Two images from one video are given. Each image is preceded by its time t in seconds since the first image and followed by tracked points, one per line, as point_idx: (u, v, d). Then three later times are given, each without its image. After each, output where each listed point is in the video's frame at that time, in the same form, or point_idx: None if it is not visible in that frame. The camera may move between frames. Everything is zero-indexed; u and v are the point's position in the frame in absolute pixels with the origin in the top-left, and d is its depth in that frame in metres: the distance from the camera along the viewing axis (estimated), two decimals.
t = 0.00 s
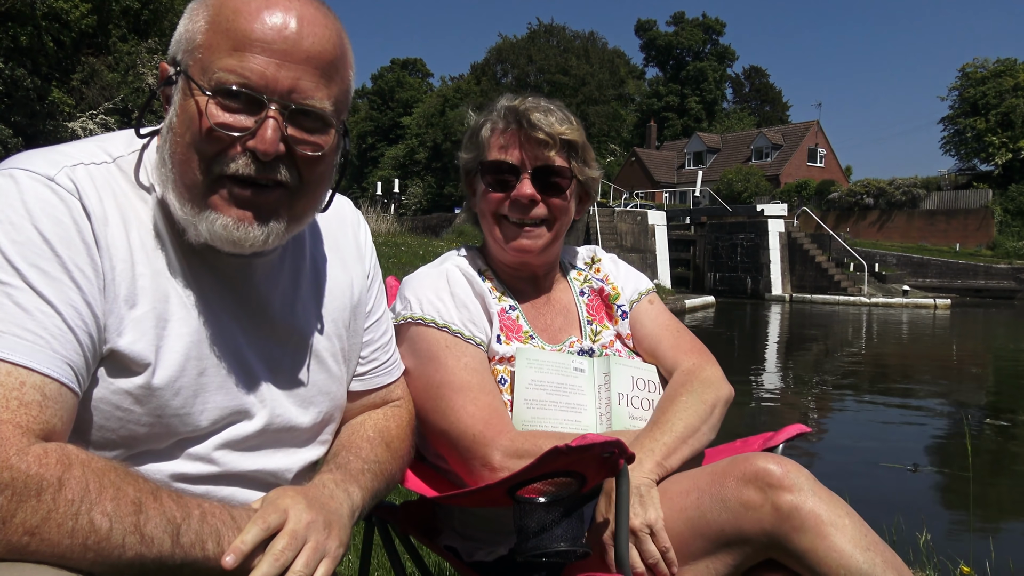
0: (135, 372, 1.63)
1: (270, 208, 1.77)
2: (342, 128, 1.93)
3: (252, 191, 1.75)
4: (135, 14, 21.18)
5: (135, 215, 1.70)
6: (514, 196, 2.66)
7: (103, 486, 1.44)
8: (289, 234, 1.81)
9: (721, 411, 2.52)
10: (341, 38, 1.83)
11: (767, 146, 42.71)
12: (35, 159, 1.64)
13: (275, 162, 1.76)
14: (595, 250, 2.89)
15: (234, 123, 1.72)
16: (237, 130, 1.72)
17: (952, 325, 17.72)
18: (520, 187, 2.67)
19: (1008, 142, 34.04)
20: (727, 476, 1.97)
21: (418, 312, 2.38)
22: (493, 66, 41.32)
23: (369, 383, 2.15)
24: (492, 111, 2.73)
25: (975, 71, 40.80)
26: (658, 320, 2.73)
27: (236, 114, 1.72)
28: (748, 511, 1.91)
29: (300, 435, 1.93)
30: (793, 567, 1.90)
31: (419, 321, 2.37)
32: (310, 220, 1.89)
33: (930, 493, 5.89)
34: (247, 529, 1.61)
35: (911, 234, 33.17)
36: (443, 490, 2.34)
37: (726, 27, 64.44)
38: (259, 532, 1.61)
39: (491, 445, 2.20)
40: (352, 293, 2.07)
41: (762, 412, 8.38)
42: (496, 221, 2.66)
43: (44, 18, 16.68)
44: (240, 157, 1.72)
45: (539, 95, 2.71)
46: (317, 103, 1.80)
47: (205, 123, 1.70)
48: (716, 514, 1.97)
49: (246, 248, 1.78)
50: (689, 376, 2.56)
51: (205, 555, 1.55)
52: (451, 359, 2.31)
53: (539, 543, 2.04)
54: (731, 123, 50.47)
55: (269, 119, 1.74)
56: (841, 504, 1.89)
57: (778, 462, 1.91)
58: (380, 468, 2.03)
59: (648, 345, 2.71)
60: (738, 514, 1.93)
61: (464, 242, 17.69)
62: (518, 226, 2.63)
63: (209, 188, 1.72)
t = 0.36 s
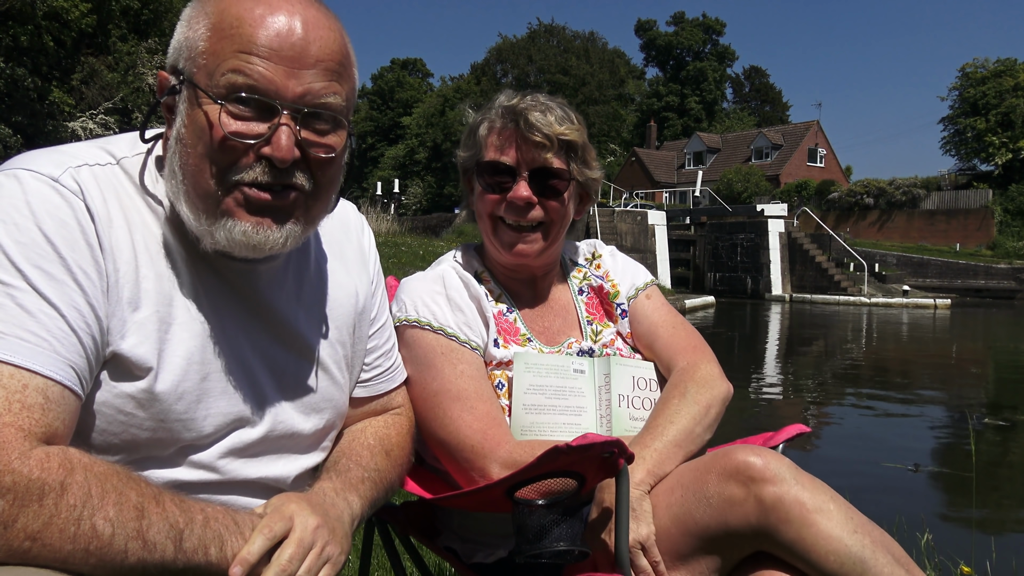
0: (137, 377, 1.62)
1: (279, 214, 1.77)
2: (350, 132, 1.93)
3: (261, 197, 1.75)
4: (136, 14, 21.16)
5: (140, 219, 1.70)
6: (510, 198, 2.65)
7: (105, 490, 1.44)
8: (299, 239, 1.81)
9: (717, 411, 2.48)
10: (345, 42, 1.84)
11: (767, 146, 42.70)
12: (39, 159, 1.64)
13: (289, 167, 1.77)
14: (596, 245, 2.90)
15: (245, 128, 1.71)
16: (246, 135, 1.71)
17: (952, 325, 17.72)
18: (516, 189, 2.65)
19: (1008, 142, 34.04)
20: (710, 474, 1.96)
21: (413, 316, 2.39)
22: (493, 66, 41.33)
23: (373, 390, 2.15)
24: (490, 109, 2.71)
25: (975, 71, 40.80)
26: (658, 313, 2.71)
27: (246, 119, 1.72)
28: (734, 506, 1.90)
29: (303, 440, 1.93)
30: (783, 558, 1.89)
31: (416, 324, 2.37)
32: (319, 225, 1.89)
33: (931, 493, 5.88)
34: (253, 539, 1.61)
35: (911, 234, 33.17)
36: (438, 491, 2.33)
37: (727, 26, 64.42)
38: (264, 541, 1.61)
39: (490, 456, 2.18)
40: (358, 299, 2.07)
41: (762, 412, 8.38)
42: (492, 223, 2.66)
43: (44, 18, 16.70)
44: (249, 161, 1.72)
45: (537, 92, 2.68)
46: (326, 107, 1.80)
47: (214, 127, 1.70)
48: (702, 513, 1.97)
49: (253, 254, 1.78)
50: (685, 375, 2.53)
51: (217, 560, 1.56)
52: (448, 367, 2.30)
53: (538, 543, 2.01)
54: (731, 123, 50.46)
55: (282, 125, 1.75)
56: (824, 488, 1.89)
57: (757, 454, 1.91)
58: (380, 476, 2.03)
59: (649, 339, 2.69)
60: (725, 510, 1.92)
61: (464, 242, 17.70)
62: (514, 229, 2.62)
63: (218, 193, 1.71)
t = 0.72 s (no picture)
0: (140, 378, 1.61)
1: (282, 213, 1.76)
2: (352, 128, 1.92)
3: (263, 194, 1.74)
4: (135, 14, 21.14)
5: (143, 219, 1.69)
6: (513, 202, 2.63)
7: (110, 494, 1.44)
8: (303, 237, 1.80)
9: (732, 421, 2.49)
10: (348, 37, 1.83)
11: (767, 146, 42.70)
12: (42, 159, 1.63)
13: (293, 163, 1.77)
14: (599, 244, 2.91)
15: (249, 124, 1.71)
16: (249, 131, 1.71)
17: (952, 325, 17.72)
18: (519, 193, 2.64)
19: (1009, 142, 34.04)
20: (726, 488, 1.96)
21: (410, 314, 2.37)
22: (493, 66, 41.31)
23: (375, 390, 2.15)
24: (490, 110, 2.68)
25: (975, 71, 40.80)
26: (662, 322, 2.74)
27: (249, 114, 1.71)
28: (748, 522, 1.90)
29: (306, 441, 1.92)
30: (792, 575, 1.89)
31: (411, 322, 2.36)
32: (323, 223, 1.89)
33: (932, 493, 5.88)
34: (260, 542, 1.61)
35: (911, 234, 33.16)
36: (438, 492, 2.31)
37: (726, 26, 64.41)
38: (272, 545, 1.61)
39: (489, 455, 2.18)
40: (361, 299, 2.06)
41: (762, 413, 8.37)
42: (493, 227, 2.64)
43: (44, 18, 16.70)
44: (253, 156, 1.71)
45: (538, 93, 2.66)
46: (329, 101, 1.79)
47: (217, 124, 1.68)
48: (713, 524, 1.97)
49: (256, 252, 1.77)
50: (701, 383, 2.53)
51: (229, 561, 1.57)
52: (448, 364, 2.29)
53: (536, 543, 1.99)
54: (731, 123, 50.46)
55: (284, 119, 1.74)
56: (839, 512, 1.88)
57: (776, 472, 1.90)
58: (380, 477, 2.02)
59: (655, 346, 2.70)
60: (738, 524, 1.92)
61: (464, 242, 17.71)
62: (516, 233, 2.61)
63: (221, 190, 1.70)
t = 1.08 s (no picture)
0: (140, 379, 1.61)
1: (284, 215, 1.76)
2: (355, 129, 1.93)
3: (265, 196, 1.75)
4: (135, 14, 21.15)
5: (142, 220, 1.69)
6: (521, 200, 2.64)
7: (109, 496, 1.44)
8: (305, 238, 1.81)
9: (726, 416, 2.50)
10: (351, 40, 1.83)
11: (767, 146, 42.71)
12: (42, 158, 1.63)
13: (296, 167, 1.77)
14: (585, 249, 2.91)
15: (252, 127, 1.70)
16: (252, 134, 1.70)
17: (952, 325, 17.72)
18: (526, 191, 2.66)
19: (1008, 142, 34.05)
20: (731, 483, 1.96)
21: (414, 317, 2.37)
22: (493, 66, 41.31)
23: (373, 389, 2.15)
24: (488, 109, 2.70)
25: (975, 70, 40.80)
26: (657, 318, 2.75)
27: (253, 117, 1.71)
28: (750, 517, 1.90)
29: (304, 441, 1.92)
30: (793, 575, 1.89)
31: (415, 324, 2.36)
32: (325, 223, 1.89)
33: (931, 493, 5.88)
34: (258, 544, 1.61)
35: (911, 234, 33.17)
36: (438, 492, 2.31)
37: (726, 27, 64.41)
38: (269, 547, 1.61)
39: (494, 456, 2.18)
40: (361, 301, 2.06)
41: (762, 412, 8.38)
42: (499, 224, 2.62)
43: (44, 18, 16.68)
44: (255, 159, 1.71)
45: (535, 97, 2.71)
46: (332, 105, 1.79)
47: (219, 127, 1.68)
48: (718, 519, 1.96)
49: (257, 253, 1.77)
50: (694, 380, 2.55)
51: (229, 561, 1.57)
52: (451, 367, 2.29)
53: (536, 542, 1.99)
54: (731, 123, 50.48)
55: (289, 123, 1.74)
56: (845, 516, 1.86)
57: (781, 469, 1.89)
58: (376, 480, 2.02)
59: (647, 344, 2.71)
60: (738, 521, 1.92)
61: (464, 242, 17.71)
62: (524, 231, 2.62)
63: (222, 193, 1.70)
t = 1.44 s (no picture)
0: (139, 378, 1.62)
1: (280, 209, 1.77)
2: (350, 125, 1.92)
3: (262, 191, 1.75)
4: (135, 14, 21.15)
5: (138, 219, 1.69)
6: (550, 199, 2.63)
7: (110, 493, 1.43)
8: (300, 234, 1.80)
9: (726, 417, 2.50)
10: (345, 34, 1.82)
11: (767, 146, 42.70)
12: (38, 159, 1.63)
13: (290, 162, 1.77)
14: (588, 254, 2.90)
15: (246, 123, 1.70)
16: (247, 130, 1.70)
17: (952, 325, 17.72)
18: (555, 190, 2.65)
19: (1009, 142, 34.02)
20: (737, 475, 1.96)
21: (419, 317, 2.37)
22: (493, 66, 41.31)
23: (368, 386, 2.15)
24: (516, 108, 2.70)
25: (975, 70, 40.76)
26: (660, 326, 2.76)
27: (247, 113, 1.71)
28: (756, 508, 1.90)
29: (300, 438, 1.92)
30: (800, 565, 1.88)
31: (421, 324, 2.36)
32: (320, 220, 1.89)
33: (932, 493, 5.88)
34: (256, 538, 1.61)
35: (911, 234, 33.15)
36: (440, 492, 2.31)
37: (726, 26, 64.37)
38: (267, 540, 1.61)
39: (497, 457, 2.17)
40: (356, 298, 2.06)
41: (762, 412, 8.38)
42: (528, 222, 2.61)
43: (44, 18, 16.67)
44: (250, 154, 1.71)
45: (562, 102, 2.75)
46: (327, 100, 1.79)
47: (214, 122, 1.68)
48: (726, 511, 1.96)
49: (252, 250, 1.78)
50: (697, 384, 2.55)
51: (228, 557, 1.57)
52: (454, 371, 2.29)
53: (538, 542, 1.99)
54: (731, 123, 50.47)
55: (282, 120, 1.74)
56: (848, 503, 1.87)
57: (786, 461, 1.90)
58: (373, 480, 2.02)
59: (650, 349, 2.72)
60: (745, 512, 1.92)
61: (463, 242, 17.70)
62: (552, 229, 2.62)
63: (221, 188, 1.70)
